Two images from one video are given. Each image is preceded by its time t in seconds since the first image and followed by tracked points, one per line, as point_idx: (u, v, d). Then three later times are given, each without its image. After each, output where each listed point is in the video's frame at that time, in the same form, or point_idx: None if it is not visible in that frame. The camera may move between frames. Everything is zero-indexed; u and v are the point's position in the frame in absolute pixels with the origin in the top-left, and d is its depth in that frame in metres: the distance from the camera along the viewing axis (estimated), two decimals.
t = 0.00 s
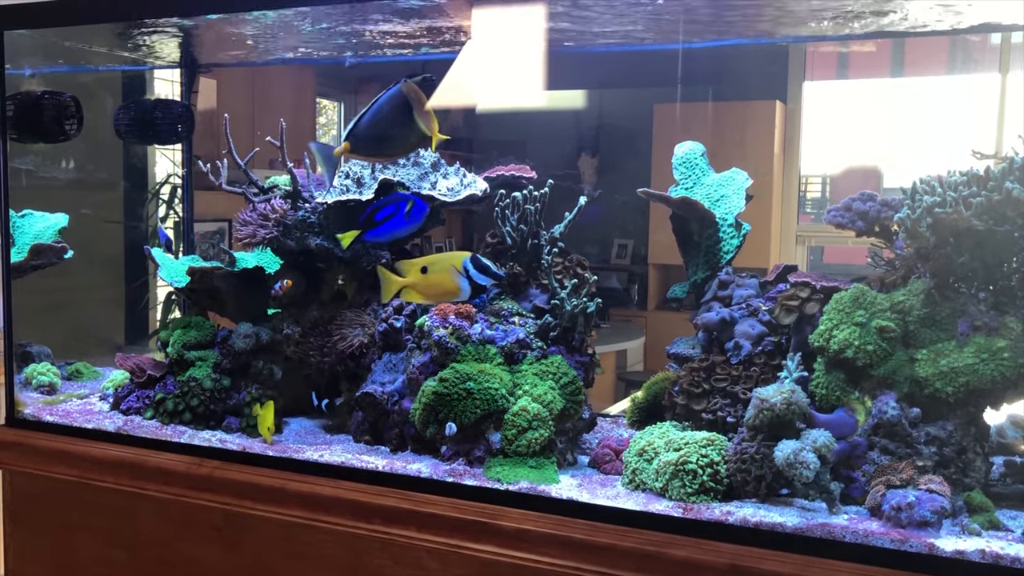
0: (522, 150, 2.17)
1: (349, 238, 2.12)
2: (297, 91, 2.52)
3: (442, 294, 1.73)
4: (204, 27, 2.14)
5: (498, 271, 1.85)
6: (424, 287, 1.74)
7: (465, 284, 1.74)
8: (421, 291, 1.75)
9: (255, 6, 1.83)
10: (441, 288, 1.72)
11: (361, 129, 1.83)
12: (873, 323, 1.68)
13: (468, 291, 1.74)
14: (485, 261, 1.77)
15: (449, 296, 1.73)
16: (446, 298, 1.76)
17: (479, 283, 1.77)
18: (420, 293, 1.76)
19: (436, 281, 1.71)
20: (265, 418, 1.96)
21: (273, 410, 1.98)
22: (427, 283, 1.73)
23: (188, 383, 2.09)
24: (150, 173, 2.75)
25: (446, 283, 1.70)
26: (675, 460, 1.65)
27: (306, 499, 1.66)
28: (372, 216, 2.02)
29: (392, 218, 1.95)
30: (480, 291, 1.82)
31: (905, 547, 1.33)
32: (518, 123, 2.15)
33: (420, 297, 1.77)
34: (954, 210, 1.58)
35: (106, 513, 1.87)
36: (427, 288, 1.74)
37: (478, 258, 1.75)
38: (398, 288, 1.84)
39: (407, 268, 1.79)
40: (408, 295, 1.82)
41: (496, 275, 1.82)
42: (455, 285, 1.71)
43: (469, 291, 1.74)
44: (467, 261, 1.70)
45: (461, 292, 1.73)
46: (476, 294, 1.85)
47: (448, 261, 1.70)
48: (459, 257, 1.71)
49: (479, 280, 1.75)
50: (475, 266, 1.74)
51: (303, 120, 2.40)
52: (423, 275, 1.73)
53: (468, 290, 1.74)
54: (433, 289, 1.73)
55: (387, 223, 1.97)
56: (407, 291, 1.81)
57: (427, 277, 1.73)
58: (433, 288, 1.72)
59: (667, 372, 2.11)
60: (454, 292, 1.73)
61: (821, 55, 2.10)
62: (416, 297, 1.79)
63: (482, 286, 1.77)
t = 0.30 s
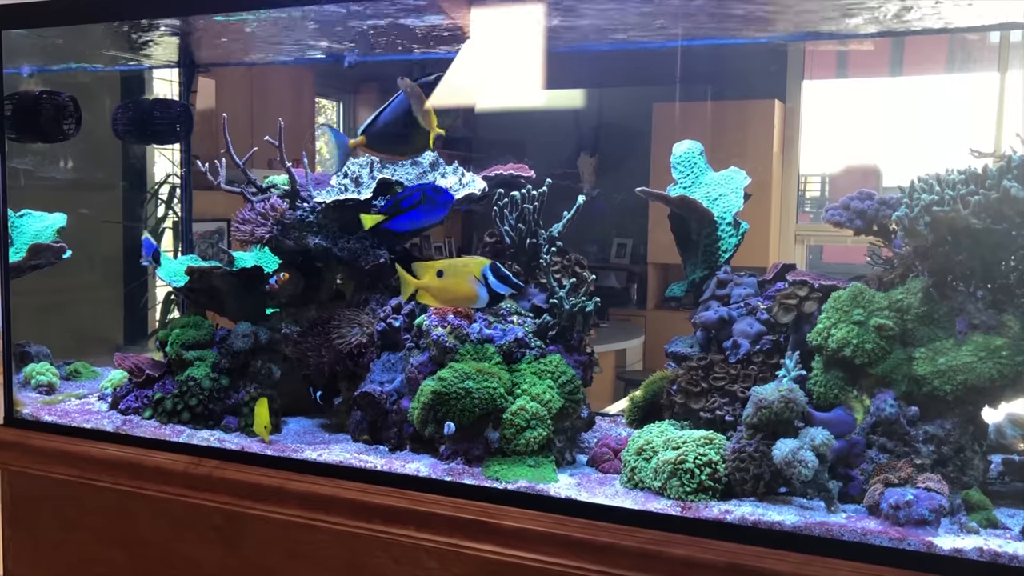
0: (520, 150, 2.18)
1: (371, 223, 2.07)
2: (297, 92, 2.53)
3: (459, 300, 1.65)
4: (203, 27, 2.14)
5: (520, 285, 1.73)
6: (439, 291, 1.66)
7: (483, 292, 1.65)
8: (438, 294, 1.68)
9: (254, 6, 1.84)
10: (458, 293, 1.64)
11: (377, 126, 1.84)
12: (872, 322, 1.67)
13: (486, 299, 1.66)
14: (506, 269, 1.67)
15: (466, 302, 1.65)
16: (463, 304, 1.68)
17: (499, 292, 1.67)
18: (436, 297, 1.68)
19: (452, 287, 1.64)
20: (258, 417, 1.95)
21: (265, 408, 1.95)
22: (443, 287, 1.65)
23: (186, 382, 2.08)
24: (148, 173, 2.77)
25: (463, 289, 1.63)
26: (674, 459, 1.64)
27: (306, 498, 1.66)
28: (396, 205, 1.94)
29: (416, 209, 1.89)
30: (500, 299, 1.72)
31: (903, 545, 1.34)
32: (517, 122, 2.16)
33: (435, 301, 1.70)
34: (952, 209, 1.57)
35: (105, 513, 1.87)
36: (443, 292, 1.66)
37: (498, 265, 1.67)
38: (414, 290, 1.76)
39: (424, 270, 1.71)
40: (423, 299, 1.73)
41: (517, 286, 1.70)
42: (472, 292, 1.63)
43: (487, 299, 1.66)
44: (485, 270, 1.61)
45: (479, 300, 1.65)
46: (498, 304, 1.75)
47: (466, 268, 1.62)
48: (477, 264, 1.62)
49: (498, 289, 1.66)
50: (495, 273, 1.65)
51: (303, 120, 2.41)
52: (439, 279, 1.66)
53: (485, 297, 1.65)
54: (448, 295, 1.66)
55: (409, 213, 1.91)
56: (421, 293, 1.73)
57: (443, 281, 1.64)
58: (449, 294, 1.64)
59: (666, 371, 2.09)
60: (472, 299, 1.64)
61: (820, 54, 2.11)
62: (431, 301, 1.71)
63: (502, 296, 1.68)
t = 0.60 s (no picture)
0: (519, 149, 2.16)
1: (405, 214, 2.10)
2: (297, 92, 2.56)
3: (469, 310, 1.68)
4: (200, 27, 2.14)
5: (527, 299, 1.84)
6: (453, 298, 1.66)
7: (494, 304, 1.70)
8: (447, 302, 1.68)
9: (251, 5, 1.84)
10: (471, 303, 1.66)
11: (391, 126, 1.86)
12: (869, 321, 1.68)
13: (495, 311, 1.70)
14: (517, 286, 1.77)
15: (477, 312, 1.68)
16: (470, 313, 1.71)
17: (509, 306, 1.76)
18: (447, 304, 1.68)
19: (466, 296, 1.65)
20: (252, 416, 1.96)
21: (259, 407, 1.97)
22: (455, 296, 1.66)
23: (185, 382, 2.08)
24: (145, 172, 2.75)
25: (477, 300, 1.65)
26: (672, 458, 1.65)
27: (304, 498, 1.67)
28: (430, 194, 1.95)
29: (448, 196, 1.90)
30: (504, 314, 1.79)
31: (901, 543, 1.34)
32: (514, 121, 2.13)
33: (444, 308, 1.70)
34: (949, 207, 1.57)
35: (103, 512, 1.86)
36: (454, 301, 1.67)
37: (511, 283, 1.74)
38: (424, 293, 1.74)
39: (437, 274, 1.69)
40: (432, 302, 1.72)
41: (525, 304, 1.83)
42: (485, 304, 1.67)
43: (497, 312, 1.71)
44: (501, 283, 1.66)
45: (490, 311, 1.69)
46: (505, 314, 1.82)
47: (483, 280, 1.64)
48: (494, 277, 1.66)
49: (506, 301, 1.73)
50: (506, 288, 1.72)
51: (302, 118, 2.43)
52: (454, 286, 1.65)
53: (496, 309, 1.70)
54: (460, 302, 1.66)
55: (444, 200, 1.92)
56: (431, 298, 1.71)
57: (457, 291, 1.65)
58: (462, 304, 1.66)
59: (662, 370, 2.10)
60: (483, 310, 1.68)
61: (819, 53, 2.11)
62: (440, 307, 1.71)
63: (509, 309, 1.76)
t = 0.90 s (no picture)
0: (517, 148, 2.05)
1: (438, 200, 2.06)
2: (291, 90, 2.59)
3: (478, 323, 1.65)
4: (196, 25, 2.13)
5: (540, 320, 1.78)
6: (461, 310, 1.62)
7: (504, 321, 1.66)
8: (455, 314, 1.65)
9: (248, 4, 1.83)
10: (480, 316, 1.63)
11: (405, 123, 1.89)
12: (866, 319, 1.68)
13: (504, 326, 1.67)
14: (529, 305, 1.70)
15: (485, 325, 1.65)
16: (477, 325, 1.67)
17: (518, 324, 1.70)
18: (454, 315, 1.65)
19: (476, 309, 1.61)
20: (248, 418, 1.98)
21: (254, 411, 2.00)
22: (464, 308, 1.62)
23: (181, 381, 2.08)
24: (143, 172, 2.83)
25: (486, 314, 1.62)
26: (669, 457, 1.65)
27: (301, 497, 1.66)
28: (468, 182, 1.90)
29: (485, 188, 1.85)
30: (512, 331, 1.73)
31: (897, 541, 1.34)
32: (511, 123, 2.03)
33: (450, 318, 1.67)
34: (946, 205, 1.57)
35: (99, 512, 1.86)
36: (463, 314, 1.63)
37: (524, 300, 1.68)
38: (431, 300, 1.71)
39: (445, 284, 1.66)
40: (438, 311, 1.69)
41: (537, 323, 1.74)
42: (494, 320, 1.63)
43: (505, 327, 1.67)
44: (513, 302, 1.62)
45: (498, 326, 1.65)
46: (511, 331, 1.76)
47: (495, 296, 1.60)
48: (506, 295, 1.61)
49: (517, 320, 1.68)
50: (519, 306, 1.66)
51: (297, 113, 2.45)
52: (465, 298, 1.60)
53: (504, 326, 1.67)
54: (468, 316, 1.63)
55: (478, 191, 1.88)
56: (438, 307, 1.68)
57: (466, 302, 1.61)
58: (470, 317, 1.63)
59: (660, 368, 2.11)
60: (491, 323, 1.65)
61: (815, 51, 2.15)
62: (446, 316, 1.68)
63: (519, 327, 1.70)
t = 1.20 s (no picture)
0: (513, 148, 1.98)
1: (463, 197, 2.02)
2: (286, 88, 2.55)
3: (478, 339, 1.61)
4: (189, 24, 2.13)
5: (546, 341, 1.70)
6: (464, 324, 1.59)
7: (506, 340, 1.61)
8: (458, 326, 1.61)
9: (242, 3, 1.83)
10: (481, 333, 1.59)
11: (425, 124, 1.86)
12: (858, 317, 1.67)
13: (505, 346, 1.63)
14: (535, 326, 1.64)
15: (485, 343, 1.61)
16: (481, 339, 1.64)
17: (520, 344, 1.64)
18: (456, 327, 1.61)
19: (478, 325, 1.57)
20: (238, 417, 1.96)
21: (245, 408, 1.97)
22: (467, 322, 1.58)
23: (175, 380, 2.08)
24: (137, 171, 2.79)
25: (487, 333, 1.58)
26: (663, 455, 1.65)
27: (295, 496, 1.66)
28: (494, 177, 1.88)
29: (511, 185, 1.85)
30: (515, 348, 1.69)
31: (890, 539, 1.35)
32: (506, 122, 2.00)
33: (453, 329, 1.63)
34: (938, 204, 1.58)
35: (92, 512, 1.86)
36: (466, 327, 1.59)
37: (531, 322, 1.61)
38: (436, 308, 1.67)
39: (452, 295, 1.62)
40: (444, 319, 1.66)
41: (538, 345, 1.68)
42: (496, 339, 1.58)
43: (507, 347, 1.64)
44: (516, 325, 1.55)
45: (498, 345, 1.61)
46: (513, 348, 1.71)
47: (498, 318, 1.55)
48: (510, 317, 1.55)
49: (518, 341, 1.63)
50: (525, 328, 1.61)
51: (290, 114, 2.42)
52: (469, 313, 1.57)
53: (505, 344, 1.62)
54: (470, 330, 1.59)
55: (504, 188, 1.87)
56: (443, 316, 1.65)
57: (470, 318, 1.57)
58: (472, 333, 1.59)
59: (654, 367, 2.11)
60: (492, 342, 1.61)
61: (810, 50, 2.09)
62: (450, 327, 1.65)
63: (519, 347, 1.66)
